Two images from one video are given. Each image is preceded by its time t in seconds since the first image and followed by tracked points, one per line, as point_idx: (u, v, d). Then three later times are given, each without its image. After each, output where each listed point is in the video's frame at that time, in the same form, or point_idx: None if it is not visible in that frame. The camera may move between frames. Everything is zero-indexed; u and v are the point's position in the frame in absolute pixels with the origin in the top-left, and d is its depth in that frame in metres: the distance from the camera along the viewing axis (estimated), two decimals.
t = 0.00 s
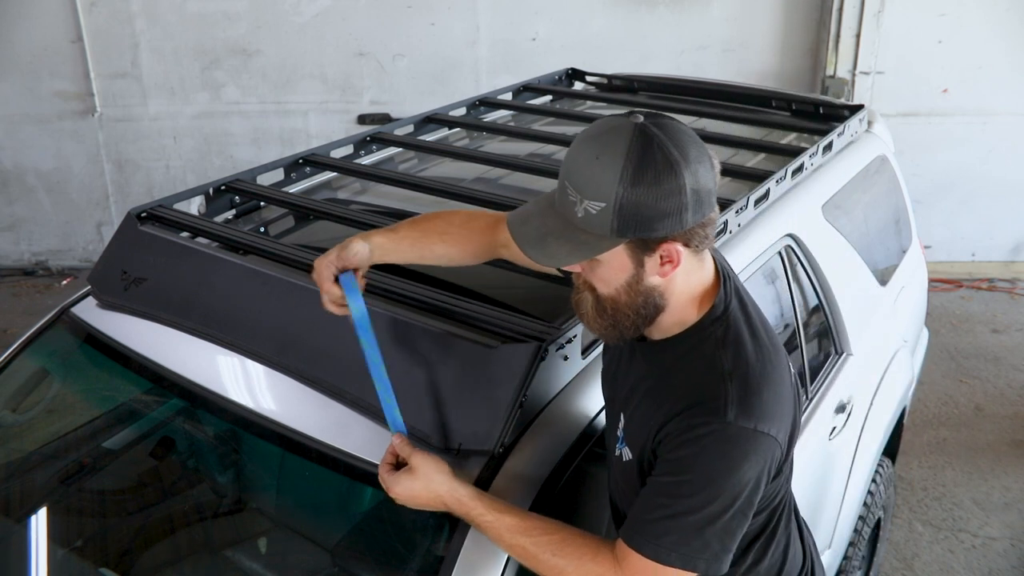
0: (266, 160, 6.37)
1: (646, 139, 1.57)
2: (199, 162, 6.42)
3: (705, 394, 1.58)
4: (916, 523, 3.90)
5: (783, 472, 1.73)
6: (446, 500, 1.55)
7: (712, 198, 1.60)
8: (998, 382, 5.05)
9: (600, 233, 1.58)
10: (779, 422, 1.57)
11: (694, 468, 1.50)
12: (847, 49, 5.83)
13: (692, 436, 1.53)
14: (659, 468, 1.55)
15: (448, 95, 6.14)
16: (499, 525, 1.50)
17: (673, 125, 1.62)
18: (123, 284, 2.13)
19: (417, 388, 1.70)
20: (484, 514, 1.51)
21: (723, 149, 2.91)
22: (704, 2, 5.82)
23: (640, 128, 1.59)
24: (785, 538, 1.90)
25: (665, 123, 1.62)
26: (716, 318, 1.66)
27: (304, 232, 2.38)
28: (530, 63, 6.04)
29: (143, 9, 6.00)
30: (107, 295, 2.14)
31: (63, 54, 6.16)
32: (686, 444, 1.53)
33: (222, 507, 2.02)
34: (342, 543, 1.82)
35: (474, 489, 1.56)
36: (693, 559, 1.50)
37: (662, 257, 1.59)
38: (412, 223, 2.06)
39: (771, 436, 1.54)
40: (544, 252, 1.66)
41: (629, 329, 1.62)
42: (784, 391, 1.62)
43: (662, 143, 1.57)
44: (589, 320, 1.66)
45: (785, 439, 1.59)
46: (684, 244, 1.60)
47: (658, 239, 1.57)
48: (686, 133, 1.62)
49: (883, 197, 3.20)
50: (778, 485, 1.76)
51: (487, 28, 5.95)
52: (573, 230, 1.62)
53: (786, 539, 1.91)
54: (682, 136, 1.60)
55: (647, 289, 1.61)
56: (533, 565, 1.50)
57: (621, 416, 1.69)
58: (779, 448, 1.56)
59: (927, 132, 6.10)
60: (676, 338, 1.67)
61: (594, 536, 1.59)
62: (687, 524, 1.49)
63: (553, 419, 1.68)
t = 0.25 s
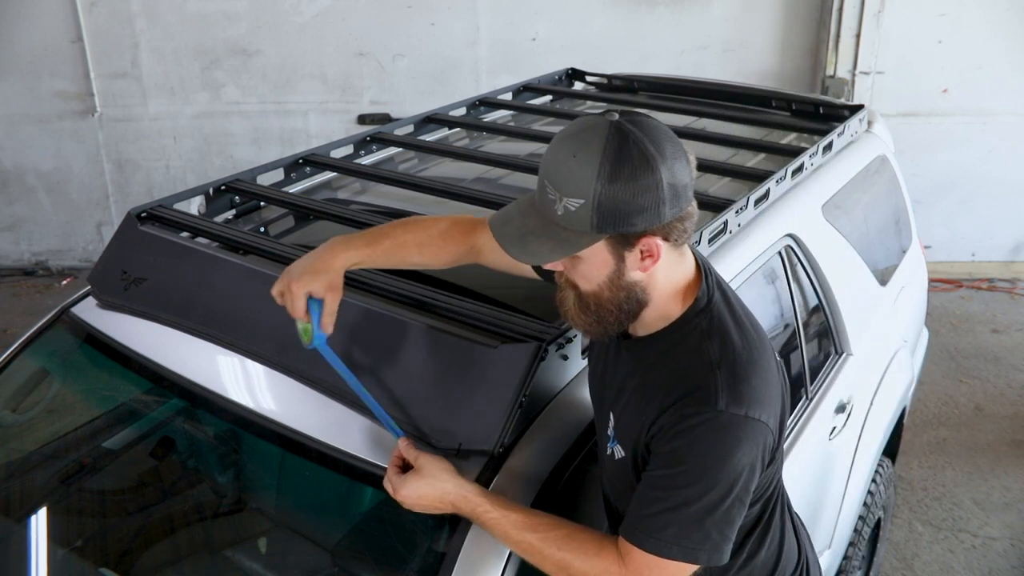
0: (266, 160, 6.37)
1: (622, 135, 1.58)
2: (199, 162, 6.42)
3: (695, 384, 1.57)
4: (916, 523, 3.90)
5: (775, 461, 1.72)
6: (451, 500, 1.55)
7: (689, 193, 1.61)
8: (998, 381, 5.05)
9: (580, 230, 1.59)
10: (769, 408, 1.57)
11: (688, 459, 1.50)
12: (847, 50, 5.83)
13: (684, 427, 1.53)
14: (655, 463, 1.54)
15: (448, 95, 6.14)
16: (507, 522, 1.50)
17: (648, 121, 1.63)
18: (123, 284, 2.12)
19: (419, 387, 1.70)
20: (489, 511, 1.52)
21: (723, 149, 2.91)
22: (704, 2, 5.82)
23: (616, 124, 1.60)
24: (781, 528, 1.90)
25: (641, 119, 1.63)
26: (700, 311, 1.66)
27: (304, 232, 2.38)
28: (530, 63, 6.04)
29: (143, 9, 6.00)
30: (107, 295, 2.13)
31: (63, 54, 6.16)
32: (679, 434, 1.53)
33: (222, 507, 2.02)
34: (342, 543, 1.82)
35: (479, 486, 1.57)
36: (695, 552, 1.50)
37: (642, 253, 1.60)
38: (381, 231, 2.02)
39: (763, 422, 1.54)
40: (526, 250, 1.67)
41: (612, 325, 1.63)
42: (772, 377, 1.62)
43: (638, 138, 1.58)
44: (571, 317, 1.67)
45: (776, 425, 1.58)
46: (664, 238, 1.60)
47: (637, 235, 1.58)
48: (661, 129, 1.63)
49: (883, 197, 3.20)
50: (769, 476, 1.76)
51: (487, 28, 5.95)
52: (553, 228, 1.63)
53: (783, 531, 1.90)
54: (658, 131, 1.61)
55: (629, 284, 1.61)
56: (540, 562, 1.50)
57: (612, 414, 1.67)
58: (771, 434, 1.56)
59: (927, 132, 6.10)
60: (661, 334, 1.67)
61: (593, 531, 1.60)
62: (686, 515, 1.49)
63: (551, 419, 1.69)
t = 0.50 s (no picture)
0: (266, 160, 6.37)
1: (598, 140, 1.59)
2: (199, 162, 6.42)
3: (676, 383, 1.57)
4: (916, 523, 3.90)
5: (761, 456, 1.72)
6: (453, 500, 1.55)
7: (665, 196, 1.62)
8: (998, 381, 5.05)
9: (557, 233, 1.60)
10: (749, 403, 1.57)
11: (671, 458, 1.50)
12: (847, 50, 5.83)
13: (665, 427, 1.53)
14: (639, 463, 1.54)
15: (448, 95, 6.14)
16: (508, 520, 1.51)
17: (624, 126, 1.65)
18: (123, 284, 2.12)
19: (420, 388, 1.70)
20: (490, 510, 1.53)
21: (723, 149, 2.91)
22: (704, 2, 5.82)
23: (592, 129, 1.61)
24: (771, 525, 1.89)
25: (617, 124, 1.64)
26: (679, 311, 1.66)
27: (304, 232, 2.38)
28: (530, 63, 6.04)
29: (143, 9, 6.00)
30: (107, 295, 2.13)
31: (63, 54, 6.16)
32: (661, 434, 1.53)
33: (222, 507, 2.03)
34: (342, 543, 1.82)
35: (479, 485, 1.58)
36: (687, 553, 1.50)
37: (619, 255, 1.61)
38: (362, 254, 1.97)
39: (743, 418, 1.54)
40: (504, 253, 1.68)
41: (593, 328, 1.62)
42: (751, 373, 1.62)
43: (614, 143, 1.59)
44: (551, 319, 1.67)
45: (757, 419, 1.58)
46: (640, 241, 1.61)
47: (614, 237, 1.59)
48: (637, 134, 1.64)
49: (883, 197, 3.20)
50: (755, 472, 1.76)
51: (487, 28, 5.95)
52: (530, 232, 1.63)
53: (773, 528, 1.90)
54: (634, 136, 1.63)
55: (606, 286, 1.62)
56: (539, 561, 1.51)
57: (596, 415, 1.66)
58: (753, 428, 1.55)
59: (927, 132, 6.10)
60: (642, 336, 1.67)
61: (589, 531, 1.60)
62: (674, 514, 1.49)
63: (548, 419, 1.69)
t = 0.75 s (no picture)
0: (266, 160, 6.37)
1: (565, 143, 1.59)
2: (199, 162, 6.42)
3: (653, 383, 1.56)
4: (916, 523, 3.91)
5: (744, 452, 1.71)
6: (458, 520, 1.53)
7: (635, 196, 1.62)
8: (998, 382, 5.05)
9: (528, 237, 1.59)
10: (725, 397, 1.55)
11: (654, 459, 1.49)
12: (847, 50, 5.83)
13: (644, 429, 1.52)
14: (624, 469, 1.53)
15: (448, 95, 6.14)
16: (516, 535, 1.51)
17: (591, 128, 1.64)
18: (123, 284, 2.12)
19: (418, 388, 1.71)
20: (496, 526, 1.52)
21: (723, 150, 2.91)
22: (704, 3, 5.82)
23: (559, 133, 1.61)
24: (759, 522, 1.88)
25: (585, 126, 1.64)
26: (655, 308, 1.65)
27: (304, 232, 2.37)
28: (530, 63, 6.04)
29: (143, 9, 6.00)
30: (107, 295, 2.13)
31: (63, 54, 6.16)
32: (642, 436, 1.52)
33: (222, 507, 2.03)
34: (342, 543, 1.82)
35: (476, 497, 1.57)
36: (684, 553, 1.49)
37: (592, 256, 1.60)
38: (354, 255, 2.00)
39: (720, 413, 1.53)
40: (478, 258, 1.68)
41: (570, 327, 1.63)
42: (728, 367, 1.61)
43: (581, 145, 1.59)
44: (530, 321, 1.67)
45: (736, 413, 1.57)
46: (611, 241, 1.61)
47: (584, 238, 1.58)
48: (605, 136, 1.64)
49: (883, 197, 3.20)
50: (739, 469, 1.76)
51: (487, 28, 5.95)
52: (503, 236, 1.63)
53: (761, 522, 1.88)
54: (602, 138, 1.63)
55: (581, 287, 1.62)
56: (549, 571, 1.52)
57: (580, 416, 1.66)
58: (730, 422, 1.54)
59: (927, 132, 6.10)
60: (619, 336, 1.66)
61: (592, 536, 1.60)
62: (667, 516, 1.47)
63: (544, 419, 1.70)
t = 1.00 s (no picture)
0: (266, 160, 6.37)
1: (538, 150, 1.60)
2: (199, 162, 6.42)
3: (634, 386, 1.56)
4: (916, 523, 3.91)
5: (731, 452, 1.70)
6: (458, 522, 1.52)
7: (611, 201, 1.62)
8: (998, 381, 5.05)
9: (506, 244, 1.60)
10: (705, 396, 1.55)
11: (639, 463, 1.49)
12: (847, 50, 5.83)
13: (626, 433, 1.52)
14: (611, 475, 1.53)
15: (448, 95, 6.14)
16: (516, 540, 1.51)
17: (565, 134, 1.65)
18: (123, 284, 2.12)
19: (416, 388, 1.71)
20: (496, 531, 1.51)
21: (723, 149, 2.91)
22: (704, 3, 5.82)
23: (532, 140, 1.62)
24: (751, 522, 1.88)
25: (558, 132, 1.65)
26: (638, 310, 1.65)
27: (304, 232, 2.37)
28: (530, 63, 6.04)
29: (143, 9, 6.00)
30: (107, 295, 2.13)
31: (63, 54, 6.16)
32: (624, 440, 1.52)
33: (222, 507, 2.03)
34: (343, 543, 1.82)
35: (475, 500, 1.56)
36: (677, 555, 1.49)
37: (570, 260, 1.61)
38: (353, 253, 2.00)
39: (700, 413, 1.52)
40: (458, 266, 1.68)
41: (557, 333, 1.61)
42: (711, 365, 1.60)
43: (554, 152, 1.60)
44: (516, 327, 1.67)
45: (719, 412, 1.57)
46: (589, 245, 1.61)
47: (561, 244, 1.59)
48: (579, 141, 1.64)
49: (882, 197, 3.20)
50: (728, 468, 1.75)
51: (487, 28, 5.95)
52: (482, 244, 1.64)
53: (753, 520, 1.88)
54: (576, 144, 1.63)
55: (562, 291, 1.62)
56: None
57: (570, 419, 1.65)
58: (711, 421, 1.54)
59: (927, 132, 6.10)
60: (602, 339, 1.66)
61: (590, 540, 1.60)
62: (656, 519, 1.47)
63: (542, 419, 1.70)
